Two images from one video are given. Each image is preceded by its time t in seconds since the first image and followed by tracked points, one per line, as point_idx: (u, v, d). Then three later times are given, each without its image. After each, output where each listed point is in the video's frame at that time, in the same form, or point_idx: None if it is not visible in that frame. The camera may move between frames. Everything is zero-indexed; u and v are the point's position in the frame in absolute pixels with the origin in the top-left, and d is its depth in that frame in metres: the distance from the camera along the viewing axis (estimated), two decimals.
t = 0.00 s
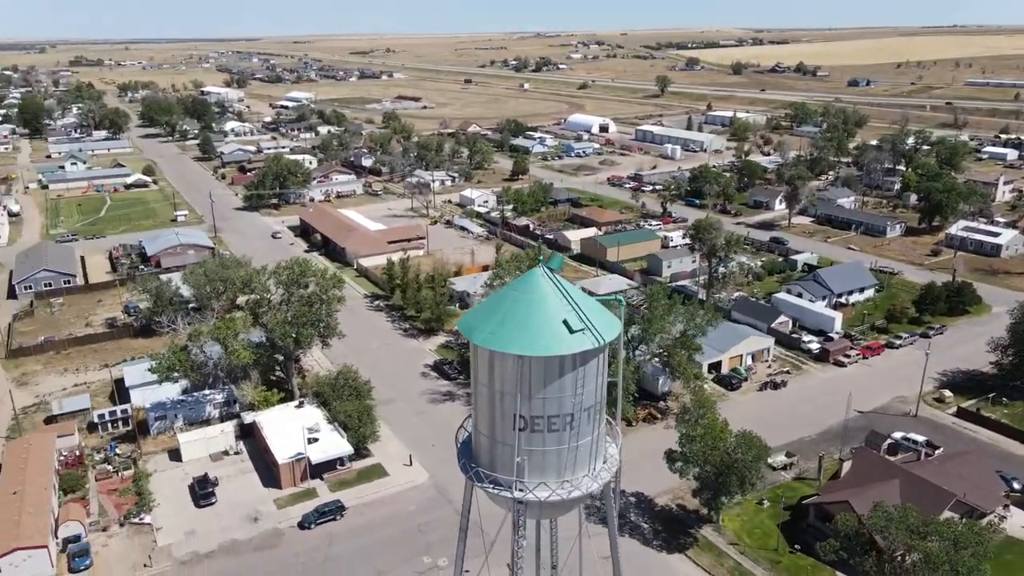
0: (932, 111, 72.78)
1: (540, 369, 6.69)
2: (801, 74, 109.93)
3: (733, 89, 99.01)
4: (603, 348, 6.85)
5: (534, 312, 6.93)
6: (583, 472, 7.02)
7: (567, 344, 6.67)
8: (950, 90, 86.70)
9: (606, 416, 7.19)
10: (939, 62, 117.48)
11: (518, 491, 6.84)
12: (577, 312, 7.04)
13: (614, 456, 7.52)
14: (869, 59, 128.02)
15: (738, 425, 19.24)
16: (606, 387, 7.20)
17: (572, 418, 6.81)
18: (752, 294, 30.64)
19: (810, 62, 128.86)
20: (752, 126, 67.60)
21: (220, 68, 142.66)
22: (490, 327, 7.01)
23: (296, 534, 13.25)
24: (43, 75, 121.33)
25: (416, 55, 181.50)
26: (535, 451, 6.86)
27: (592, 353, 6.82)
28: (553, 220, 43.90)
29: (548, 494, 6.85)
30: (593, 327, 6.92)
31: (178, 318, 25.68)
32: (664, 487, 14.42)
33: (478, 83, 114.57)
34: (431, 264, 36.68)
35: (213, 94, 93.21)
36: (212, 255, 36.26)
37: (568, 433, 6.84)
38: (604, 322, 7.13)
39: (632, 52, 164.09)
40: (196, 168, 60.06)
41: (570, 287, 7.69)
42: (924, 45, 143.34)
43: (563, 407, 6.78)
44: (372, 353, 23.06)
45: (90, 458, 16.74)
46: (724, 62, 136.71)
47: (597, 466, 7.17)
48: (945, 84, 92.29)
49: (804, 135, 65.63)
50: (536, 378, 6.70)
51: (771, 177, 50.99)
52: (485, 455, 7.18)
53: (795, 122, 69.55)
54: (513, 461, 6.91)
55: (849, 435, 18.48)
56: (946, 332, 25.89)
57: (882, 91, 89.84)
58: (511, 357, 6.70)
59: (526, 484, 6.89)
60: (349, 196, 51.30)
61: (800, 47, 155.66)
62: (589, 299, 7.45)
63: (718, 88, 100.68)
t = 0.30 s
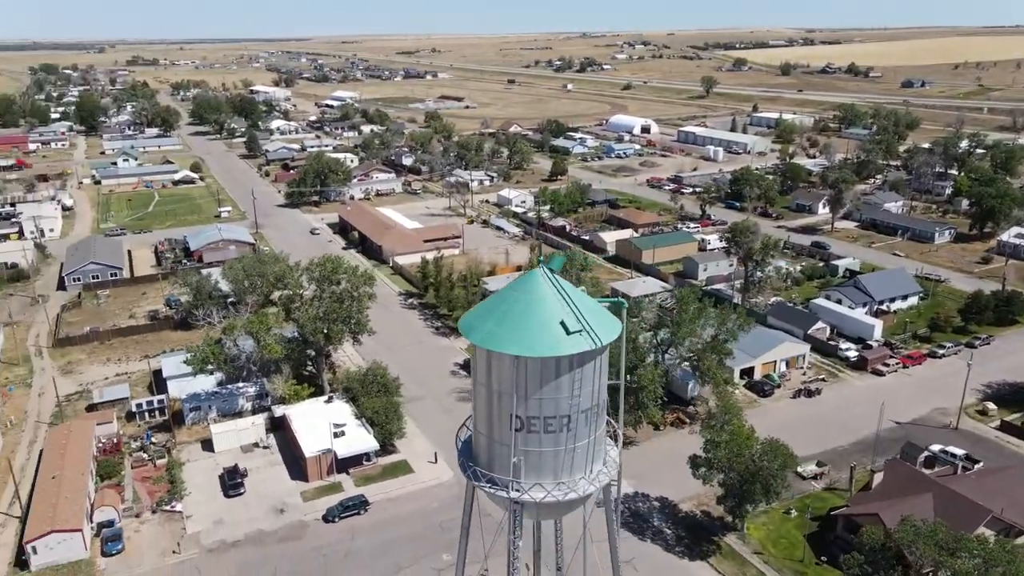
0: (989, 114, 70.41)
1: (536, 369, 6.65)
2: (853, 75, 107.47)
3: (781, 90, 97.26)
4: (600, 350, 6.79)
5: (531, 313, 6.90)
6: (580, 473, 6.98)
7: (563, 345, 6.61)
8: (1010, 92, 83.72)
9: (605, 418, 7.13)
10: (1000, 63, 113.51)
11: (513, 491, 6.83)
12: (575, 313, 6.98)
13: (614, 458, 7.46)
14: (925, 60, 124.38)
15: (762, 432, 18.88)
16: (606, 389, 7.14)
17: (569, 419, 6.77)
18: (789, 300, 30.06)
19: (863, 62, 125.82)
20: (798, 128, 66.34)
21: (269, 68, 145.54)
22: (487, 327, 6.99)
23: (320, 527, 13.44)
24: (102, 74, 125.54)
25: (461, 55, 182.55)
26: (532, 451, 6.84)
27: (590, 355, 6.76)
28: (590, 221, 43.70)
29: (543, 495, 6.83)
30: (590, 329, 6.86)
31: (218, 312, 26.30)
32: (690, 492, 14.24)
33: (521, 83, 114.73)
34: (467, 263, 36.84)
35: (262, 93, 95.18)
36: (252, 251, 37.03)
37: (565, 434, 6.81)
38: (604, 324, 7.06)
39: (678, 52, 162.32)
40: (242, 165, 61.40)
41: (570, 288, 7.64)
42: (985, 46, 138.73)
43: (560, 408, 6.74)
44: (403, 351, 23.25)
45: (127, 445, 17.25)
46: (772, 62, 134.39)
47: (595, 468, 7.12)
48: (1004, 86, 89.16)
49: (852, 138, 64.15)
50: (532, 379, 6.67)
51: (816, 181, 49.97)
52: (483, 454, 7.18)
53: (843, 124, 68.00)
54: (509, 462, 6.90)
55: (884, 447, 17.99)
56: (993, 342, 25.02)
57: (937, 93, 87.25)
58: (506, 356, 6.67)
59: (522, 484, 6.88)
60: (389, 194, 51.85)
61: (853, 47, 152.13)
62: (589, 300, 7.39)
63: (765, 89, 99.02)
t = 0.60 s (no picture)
0: None
1: (531, 370, 6.64)
2: (909, 76, 104.55)
3: (832, 91, 95.16)
4: (596, 352, 6.74)
5: (529, 313, 6.87)
6: (577, 475, 6.94)
7: (559, 347, 6.58)
8: None
9: (604, 421, 7.07)
10: None
11: (508, 491, 6.82)
12: (573, 315, 6.93)
13: (614, 461, 7.39)
14: (987, 60, 120.33)
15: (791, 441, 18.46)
16: (605, 391, 7.08)
17: (566, 421, 6.73)
18: (830, 306, 29.38)
19: (920, 63, 122.28)
20: (848, 130, 64.82)
21: (319, 67, 148.07)
22: (486, 328, 6.98)
23: (345, 521, 13.62)
24: (159, 73, 129.41)
25: (507, 56, 183.12)
26: (528, 452, 6.81)
27: (587, 357, 6.71)
28: (628, 223, 43.39)
29: (537, 496, 6.79)
30: (588, 331, 6.80)
31: (258, 307, 26.85)
32: (716, 500, 14.04)
33: (565, 84, 114.56)
34: (502, 263, 36.91)
35: (310, 93, 96.97)
36: (293, 247, 37.71)
37: (562, 436, 6.79)
38: (602, 325, 7.01)
39: (727, 52, 160.05)
40: (287, 163, 62.62)
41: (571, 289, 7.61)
42: None
43: (556, 410, 6.71)
44: (435, 348, 23.41)
45: (163, 434, 17.73)
46: (825, 63, 131.55)
47: (591, 470, 7.07)
48: None
49: (904, 140, 62.39)
50: (529, 379, 6.64)
51: (864, 185, 48.76)
52: (482, 453, 7.17)
53: (895, 126, 66.21)
54: (505, 463, 6.88)
55: (922, 460, 17.44)
56: None
57: (998, 95, 84.33)
58: (502, 356, 6.66)
59: (519, 485, 6.85)
60: (429, 193, 52.25)
61: (911, 48, 148.05)
62: (589, 300, 7.36)
63: (816, 90, 97.00)
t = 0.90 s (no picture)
0: None
1: (528, 371, 6.60)
2: (971, 78, 101.18)
3: (889, 92, 92.65)
4: (594, 356, 6.66)
5: (528, 315, 6.86)
6: (576, 477, 6.87)
7: (556, 349, 6.53)
8: None
9: (604, 425, 6.97)
10: None
11: (505, 492, 6.79)
12: (571, 316, 6.87)
13: (616, 463, 7.30)
14: None
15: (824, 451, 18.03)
16: (605, 393, 6.98)
17: (562, 424, 6.66)
18: (874, 314, 28.62)
19: (984, 64, 118.14)
20: (902, 133, 63.04)
21: (368, 67, 150.17)
22: (484, 329, 6.99)
23: (371, 515, 13.78)
24: (214, 73, 132.95)
25: (555, 56, 183.06)
26: (526, 453, 6.77)
27: (585, 359, 6.64)
28: (667, 225, 42.94)
29: (534, 497, 6.75)
30: (586, 334, 6.74)
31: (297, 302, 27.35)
32: (744, 508, 13.80)
33: (611, 85, 114.00)
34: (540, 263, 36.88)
35: (358, 92, 98.47)
36: (333, 245, 38.30)
37: (559, 439, 6.72)
38: (601, 328, 6.93)
39: (780, 53, 157.25)
40: (332, 161, 63.64)
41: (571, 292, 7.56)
42: None
43: (553, 412, 6.65)
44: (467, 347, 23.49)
45: (200, 425, 18.20)
46: (881, 63, 128.17)
47: (591, 472, 6.99)
48: None
49: (962, 144, 60.40)
50: (526, 380, 6.61)
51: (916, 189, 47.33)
52: (481, 454, 7.17)
53: (953, 130, 64.15)
54: (503, 464, 6.85)
55: (962, 476, 16.88)
56: None
57: None
58: (498, 357, 6.65)
59: (515, 486, 6.83)
60: (470, 193, 52.52)
61: (974, 48, 143.20)
62: (589, 302, 7.30)
63: (871, 92, 94.63)
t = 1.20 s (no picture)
0: None
1: (521, 371, 6.58)
2: None
3: (946, 94, 89.91)
4: (588, 359, 6.60)
5: (524, 316, 6.83)
6: (571, 480, 6.79)
7: (548, 350, 6.50)
8: None
9: (600, 429, 6.90)
10: None
11: (498, 492, 6.74)
12: (566, 318, 6.85)
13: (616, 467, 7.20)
14: None
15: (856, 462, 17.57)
16: (601, 397, 6.89)
17: (557, 426, 6.61)
18: (918, 322, 27.80)
19: None
20: (958, 136, 61.10)
21: (414, 66, 151.67)
22: (479, 328, 7.02)
23: (394, 511, 13.92)
24: (265, 73, 135.95)
25: (601, 56, 182.29)
26: (520, 455, 6.73)
27: (579, 362, 6.58)
28: (707, 228, 42.40)
29: (527, 499, 6.67)
30: (581, 337, 6.68)
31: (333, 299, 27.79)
32: (770, 517, 13.54)
33: (657, 85, 113.08)
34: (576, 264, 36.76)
35: (403, 92, 99.61)
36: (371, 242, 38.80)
37: (553, 441, 6.65)
38: (596, 330, 6.89)
39: (832, 53, 153.86)
40: (374, 160, 64.47)
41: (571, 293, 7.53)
42: None
43: (548, 414, 6.59)
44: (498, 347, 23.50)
45: (233, 417, 18.61)
46: (940, 64, 124.51)
47: (588, 476, 6.90)
48: None
49: (1021, 148, 58.29)
50: (520, 382, 6.58)
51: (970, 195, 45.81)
52: (478, 454, 7.15)
53: (1013, 133, 61.92)
54: (497, 464, 6.80)
55: (1002, 492, 16.29)
56: None
57: None
58: (490, 356, 6.66)
59: (509, 487, 6.77)
60: (509, 193, 52.60)
61: None
62: (588, 304, 7.26)
63: (928, 93, 92.00)
